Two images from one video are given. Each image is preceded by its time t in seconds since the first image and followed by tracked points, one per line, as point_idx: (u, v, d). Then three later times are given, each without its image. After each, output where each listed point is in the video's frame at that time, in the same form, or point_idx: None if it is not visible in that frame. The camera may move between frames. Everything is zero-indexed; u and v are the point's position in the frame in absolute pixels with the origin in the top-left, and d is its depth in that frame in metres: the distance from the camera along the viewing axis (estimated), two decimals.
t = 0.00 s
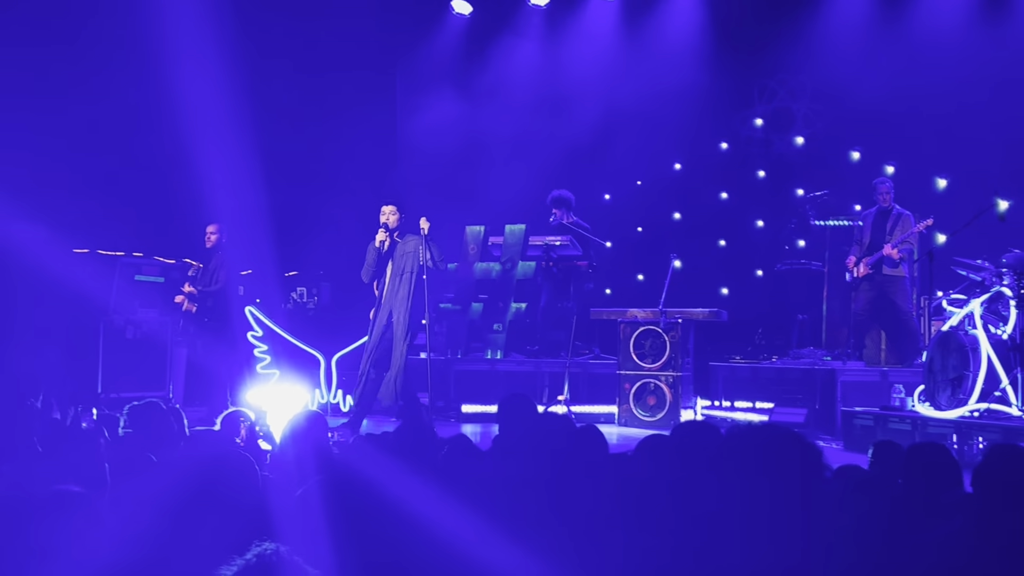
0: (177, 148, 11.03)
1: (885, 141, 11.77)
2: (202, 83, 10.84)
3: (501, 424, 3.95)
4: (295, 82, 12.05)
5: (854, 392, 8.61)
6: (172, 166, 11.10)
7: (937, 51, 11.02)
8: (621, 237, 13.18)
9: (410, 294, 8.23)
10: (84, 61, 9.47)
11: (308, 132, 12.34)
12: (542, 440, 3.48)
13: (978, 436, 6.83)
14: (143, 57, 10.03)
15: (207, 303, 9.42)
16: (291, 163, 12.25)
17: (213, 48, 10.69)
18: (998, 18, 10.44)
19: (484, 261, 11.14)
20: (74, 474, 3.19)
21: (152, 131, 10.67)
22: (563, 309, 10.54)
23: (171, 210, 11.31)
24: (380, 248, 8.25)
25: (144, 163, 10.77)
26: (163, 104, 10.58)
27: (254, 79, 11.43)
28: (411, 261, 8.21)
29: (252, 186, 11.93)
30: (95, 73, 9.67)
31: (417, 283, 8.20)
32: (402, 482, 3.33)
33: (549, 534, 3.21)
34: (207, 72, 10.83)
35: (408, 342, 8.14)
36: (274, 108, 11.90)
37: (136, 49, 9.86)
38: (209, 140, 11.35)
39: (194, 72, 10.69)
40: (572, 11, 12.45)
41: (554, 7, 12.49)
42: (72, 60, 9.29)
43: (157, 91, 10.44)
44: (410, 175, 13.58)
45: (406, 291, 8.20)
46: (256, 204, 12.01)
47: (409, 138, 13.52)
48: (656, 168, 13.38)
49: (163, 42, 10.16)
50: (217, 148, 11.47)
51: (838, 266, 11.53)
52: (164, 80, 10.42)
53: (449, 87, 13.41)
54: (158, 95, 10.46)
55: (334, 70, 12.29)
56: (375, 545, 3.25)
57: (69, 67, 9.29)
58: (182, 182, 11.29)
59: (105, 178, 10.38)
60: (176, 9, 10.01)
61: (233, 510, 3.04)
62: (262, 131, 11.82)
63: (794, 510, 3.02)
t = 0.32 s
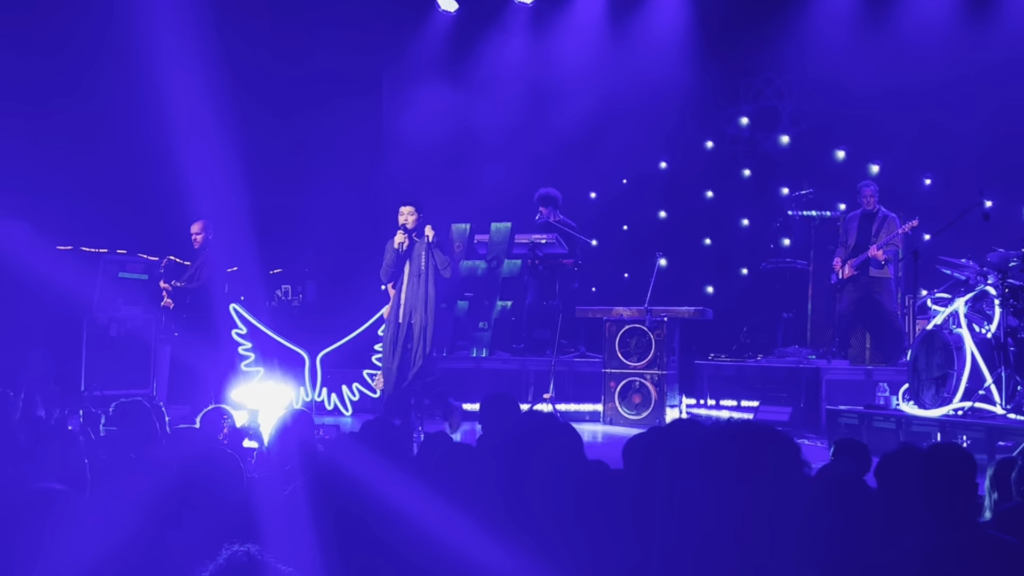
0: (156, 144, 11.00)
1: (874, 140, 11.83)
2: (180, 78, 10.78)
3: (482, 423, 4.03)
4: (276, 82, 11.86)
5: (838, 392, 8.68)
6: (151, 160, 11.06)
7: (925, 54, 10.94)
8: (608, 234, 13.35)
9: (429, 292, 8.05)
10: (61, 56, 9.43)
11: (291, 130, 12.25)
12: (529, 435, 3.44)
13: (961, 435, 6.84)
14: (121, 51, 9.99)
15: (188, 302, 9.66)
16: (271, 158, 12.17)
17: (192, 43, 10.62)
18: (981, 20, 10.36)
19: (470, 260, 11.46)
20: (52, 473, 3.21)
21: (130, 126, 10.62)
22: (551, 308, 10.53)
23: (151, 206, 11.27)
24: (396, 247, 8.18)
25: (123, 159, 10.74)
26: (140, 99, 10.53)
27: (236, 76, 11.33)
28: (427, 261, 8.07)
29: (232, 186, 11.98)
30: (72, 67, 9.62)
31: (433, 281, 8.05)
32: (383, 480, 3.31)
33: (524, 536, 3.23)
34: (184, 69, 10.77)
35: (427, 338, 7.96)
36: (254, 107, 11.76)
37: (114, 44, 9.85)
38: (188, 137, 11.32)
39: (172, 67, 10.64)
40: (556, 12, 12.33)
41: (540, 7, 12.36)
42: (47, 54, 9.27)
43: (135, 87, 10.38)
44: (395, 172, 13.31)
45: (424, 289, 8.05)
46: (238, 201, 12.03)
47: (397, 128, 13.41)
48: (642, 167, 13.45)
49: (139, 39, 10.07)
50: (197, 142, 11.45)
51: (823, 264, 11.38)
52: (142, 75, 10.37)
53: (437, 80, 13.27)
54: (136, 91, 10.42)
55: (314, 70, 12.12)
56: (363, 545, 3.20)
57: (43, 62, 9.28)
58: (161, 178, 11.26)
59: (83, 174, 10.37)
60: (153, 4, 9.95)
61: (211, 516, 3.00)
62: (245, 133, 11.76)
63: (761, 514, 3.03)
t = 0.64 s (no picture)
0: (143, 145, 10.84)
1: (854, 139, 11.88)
2: (166, 77, 10.67)
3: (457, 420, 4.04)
4: (259, 81, 11.73)
5: (819, 390, 8.70)
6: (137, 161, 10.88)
7: (908, 57, 11.03)
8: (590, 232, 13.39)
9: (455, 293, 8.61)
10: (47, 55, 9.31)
11: (274, 129, 12.10)
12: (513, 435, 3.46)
13: (942, 433, 6.87)
14: (107, 51, 9.89)
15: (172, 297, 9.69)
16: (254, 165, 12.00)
17: (178, 42, 10.56)
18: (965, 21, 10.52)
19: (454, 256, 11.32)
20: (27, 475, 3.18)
21: (115, 127, 10.47)
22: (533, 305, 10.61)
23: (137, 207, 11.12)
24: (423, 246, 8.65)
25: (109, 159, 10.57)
26: (126, 100, 10.41)
27: (221, 74, 11.24)
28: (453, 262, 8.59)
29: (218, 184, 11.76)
30: (58, 67, 9.50)
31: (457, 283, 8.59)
32: (363, 476, 3.29)
33: (503, 534, 3.25)
34: (170, 68, 10.67)
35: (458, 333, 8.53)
36: (240, 108, 11.61)
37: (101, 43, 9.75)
38: (175, 137, 11.13)
39: (157, 66, 10.54)
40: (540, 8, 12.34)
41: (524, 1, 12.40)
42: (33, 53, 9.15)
43: (121, 86, 10.27)
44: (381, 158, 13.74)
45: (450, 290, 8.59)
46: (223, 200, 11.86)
47: (381, 123, 13.63)
48: (627, 167, 13.44)
49: (125, 38, 9.98)
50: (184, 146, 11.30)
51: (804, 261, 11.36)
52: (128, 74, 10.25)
53: (419, 71, 13.43)
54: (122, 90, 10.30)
55: (298, 68, 12.07)
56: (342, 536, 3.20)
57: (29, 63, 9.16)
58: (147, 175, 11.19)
59: (70, 171, 10.23)
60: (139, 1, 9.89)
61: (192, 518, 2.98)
62: (230, 132, 11.61)
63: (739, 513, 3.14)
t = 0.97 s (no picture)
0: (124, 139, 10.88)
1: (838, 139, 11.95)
2: (151, 74, 10.71)
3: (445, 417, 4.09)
4: (247, 79, 11.79)
5: (804, 387, 8.73)
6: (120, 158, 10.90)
7: (888, 57, 11.18)
8: (577, 232, 13.04)
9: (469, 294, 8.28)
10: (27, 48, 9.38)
11: (259, 128, 12.09)
12: (496, 434, 3.55)
13: (922, 430, 6.92)
14: (87, 45, 9.94)
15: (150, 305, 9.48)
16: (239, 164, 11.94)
17: (162, 39, 10.58)
18: (947, 20, 10.78)
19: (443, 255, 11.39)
20: (10, 467, 3.22)
21: (97, 122, 10.50)
22: (517, 305, 10.64)
23: (120, 204, 11.11)
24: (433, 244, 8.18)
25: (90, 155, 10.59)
26: (108, 94, 10.43)
27: (207, 72, 11.23)
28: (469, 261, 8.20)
29: (203, 183, 11.75)
30: (39, 58, 9.56)
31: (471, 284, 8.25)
32: (346, 475, 3.35)
33: (488, 528, 3.29)
34: (155, 64, 10.71)
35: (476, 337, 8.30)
36: (226, 105, 11.64)
37: (82, 36, 9.82)
38: (159, 135, 11.13)
39: (142, 63, 10.57)
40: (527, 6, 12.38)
41: None
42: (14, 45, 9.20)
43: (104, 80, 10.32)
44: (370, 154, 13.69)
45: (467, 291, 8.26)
46: (210, 200, 11.84)
47: (371, 123, 13.63)
48: (609, 166, 13.07)
49: (107, 33, 10.03)
50: (171, 142, 11.31)
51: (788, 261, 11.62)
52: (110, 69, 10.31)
53: (407, 67, 13.46)
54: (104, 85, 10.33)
55: (281, 66, 12.12)
56: (323, 539, 3.16)
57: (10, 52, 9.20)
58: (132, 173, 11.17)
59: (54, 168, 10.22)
60: None
61: (180, 504, 3.03)
62: (219, 129, 11.62)
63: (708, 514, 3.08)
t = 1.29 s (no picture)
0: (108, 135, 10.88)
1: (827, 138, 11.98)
2: (138, 70, 10.76)
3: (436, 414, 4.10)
4: (231, 75, 11.79)
5: (793, 386, 8.73)
6: (101, 152, 10.89)
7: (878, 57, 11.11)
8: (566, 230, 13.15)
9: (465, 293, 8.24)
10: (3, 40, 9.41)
11: (245, 126, 12.07)
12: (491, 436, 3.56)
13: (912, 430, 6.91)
14: (70, 38, 10.02)
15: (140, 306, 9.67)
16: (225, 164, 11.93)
17: (144, 33, 10.61)
18: (935, 21, 10.68)
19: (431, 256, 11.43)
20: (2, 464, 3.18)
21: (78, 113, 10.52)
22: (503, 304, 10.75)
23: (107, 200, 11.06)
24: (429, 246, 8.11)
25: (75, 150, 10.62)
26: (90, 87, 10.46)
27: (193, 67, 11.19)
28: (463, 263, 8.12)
29: (190, 185, 11.65)
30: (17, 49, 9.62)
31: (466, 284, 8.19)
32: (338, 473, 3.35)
33: (481, 524, 3.28)
34: (138, 60, 10.72)
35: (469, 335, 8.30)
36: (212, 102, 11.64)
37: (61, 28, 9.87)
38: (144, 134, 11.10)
39: (125, 59, 10.59)
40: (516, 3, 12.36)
41: None
42: None
43: (84, 72, 10.35)
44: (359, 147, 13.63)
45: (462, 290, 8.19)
46: (196, 199, 11.73)
47: (360, 119, 13.58)
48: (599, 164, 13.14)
49: (87, 26, 10.08)
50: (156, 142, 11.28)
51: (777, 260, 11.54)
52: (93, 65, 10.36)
53: (394, 66, 13.38)
54: (86, 77, 10.38)
55: (265, 64, 12.11)
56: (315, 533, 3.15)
57: None
58: (120, 170, 11.11)
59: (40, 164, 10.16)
60: None
61: (163, 508, 3.04)
62: (205, 127, 11.62)
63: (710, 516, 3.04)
